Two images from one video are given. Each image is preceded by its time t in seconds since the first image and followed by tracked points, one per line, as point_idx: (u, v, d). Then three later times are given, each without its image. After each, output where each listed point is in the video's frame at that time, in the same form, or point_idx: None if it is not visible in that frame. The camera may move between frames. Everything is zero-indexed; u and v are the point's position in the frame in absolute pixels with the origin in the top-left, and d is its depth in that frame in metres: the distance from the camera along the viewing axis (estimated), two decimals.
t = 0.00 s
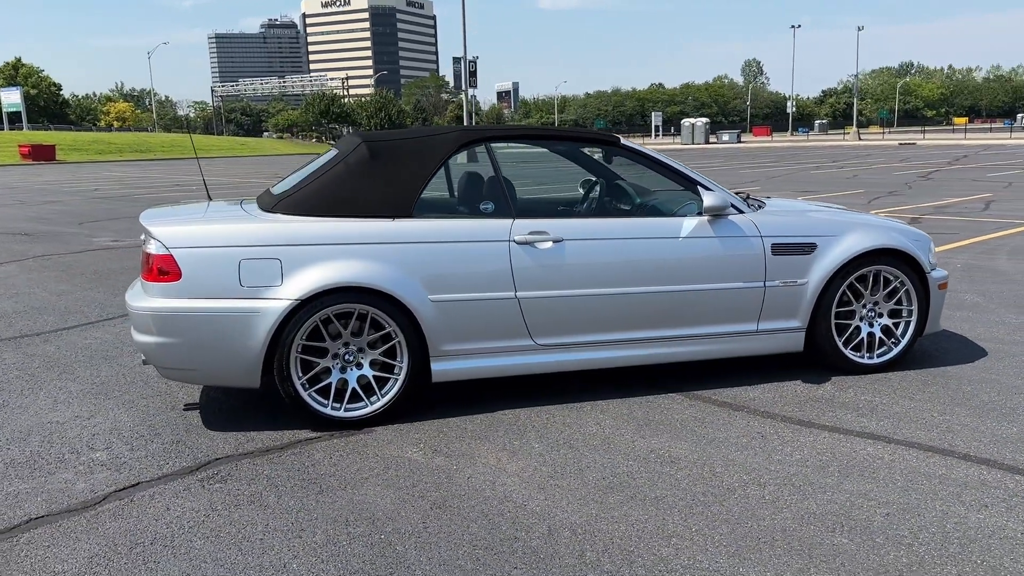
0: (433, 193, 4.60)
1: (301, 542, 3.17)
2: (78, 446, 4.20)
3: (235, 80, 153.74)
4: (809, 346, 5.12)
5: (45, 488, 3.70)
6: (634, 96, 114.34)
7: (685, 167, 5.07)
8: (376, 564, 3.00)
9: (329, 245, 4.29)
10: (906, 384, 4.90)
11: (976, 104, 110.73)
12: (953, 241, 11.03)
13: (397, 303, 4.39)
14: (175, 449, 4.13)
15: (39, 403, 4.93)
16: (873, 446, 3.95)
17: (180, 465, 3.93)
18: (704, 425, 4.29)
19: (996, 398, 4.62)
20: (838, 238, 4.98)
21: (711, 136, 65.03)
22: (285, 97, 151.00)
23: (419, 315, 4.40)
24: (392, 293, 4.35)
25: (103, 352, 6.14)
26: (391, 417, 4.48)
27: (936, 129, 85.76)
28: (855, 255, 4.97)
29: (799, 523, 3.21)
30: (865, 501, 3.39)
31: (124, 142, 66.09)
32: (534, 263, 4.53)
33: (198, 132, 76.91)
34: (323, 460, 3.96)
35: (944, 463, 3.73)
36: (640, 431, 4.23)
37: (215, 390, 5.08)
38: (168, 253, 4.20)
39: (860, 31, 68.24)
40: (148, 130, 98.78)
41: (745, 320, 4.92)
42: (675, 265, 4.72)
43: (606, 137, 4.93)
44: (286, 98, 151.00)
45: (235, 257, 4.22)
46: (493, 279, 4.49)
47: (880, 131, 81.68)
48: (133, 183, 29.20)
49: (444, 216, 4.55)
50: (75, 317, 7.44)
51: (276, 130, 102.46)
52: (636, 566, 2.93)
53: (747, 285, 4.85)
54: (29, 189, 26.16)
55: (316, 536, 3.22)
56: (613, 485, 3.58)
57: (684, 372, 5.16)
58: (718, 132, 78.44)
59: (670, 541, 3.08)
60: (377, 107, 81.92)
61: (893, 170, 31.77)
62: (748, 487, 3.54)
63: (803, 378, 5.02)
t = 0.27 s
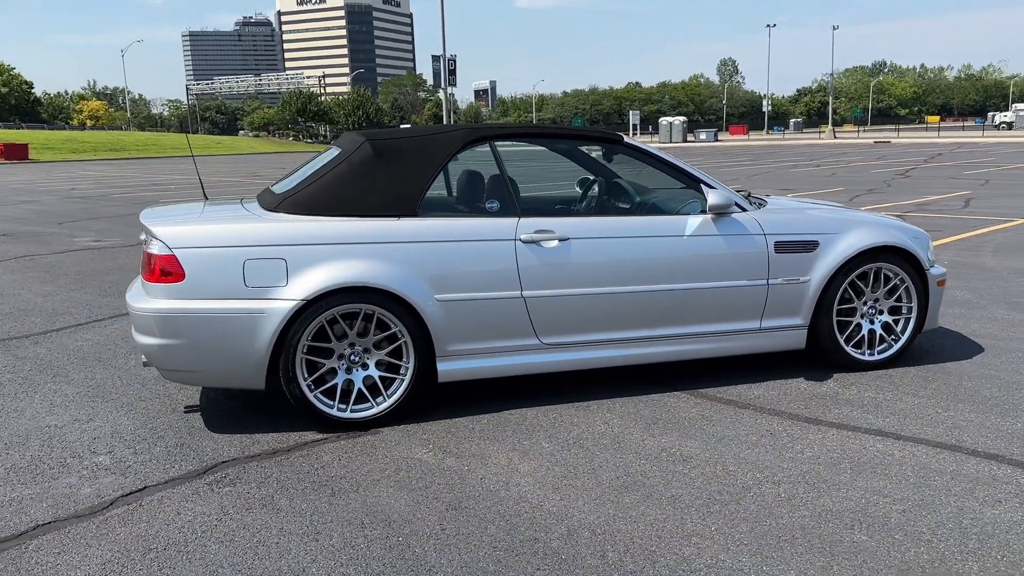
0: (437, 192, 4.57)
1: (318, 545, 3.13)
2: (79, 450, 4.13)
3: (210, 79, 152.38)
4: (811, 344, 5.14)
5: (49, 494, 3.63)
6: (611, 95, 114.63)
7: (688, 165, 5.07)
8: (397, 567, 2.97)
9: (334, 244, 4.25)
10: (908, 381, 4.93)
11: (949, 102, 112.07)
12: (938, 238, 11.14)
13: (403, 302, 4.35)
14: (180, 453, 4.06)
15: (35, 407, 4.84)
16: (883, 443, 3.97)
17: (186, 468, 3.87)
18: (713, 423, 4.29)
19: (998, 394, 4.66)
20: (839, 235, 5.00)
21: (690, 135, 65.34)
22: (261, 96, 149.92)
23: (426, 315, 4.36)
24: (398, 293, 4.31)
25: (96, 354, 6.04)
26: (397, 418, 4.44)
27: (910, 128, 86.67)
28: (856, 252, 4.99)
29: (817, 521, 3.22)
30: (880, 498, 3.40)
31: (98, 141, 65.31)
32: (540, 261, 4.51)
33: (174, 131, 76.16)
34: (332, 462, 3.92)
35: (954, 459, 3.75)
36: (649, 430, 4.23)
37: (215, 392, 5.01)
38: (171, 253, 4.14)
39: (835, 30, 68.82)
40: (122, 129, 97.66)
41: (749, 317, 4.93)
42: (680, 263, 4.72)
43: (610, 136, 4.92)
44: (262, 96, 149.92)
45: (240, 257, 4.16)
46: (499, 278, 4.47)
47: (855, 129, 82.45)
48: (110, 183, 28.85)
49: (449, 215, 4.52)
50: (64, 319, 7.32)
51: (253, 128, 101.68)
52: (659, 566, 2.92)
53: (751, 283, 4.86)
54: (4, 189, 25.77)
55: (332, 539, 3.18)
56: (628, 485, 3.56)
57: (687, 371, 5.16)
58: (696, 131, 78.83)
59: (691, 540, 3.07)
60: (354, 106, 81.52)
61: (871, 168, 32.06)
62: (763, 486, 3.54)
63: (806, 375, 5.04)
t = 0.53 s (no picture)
0: (447, 189, 4.55)
1: (343, 546, 3.10)
2: (87, 452, 4.07)
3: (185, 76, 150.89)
4: (816, 340, 5.17)
5: (61, 497, 3.57)
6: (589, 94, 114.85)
7: (693, 162, 5.08)
8: (425, 567, 2.95)
9: (345, 243, 4.22)
10: (912, 376, 4.98)
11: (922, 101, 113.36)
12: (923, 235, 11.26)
13: (413, 301, 4.33)
14: (190, 454, 4.01)
15: (36, 408, 4.75)
16: (894, 438, 4.00)
17: (199, 470, 3.83)
18: (724, 419, 4.30)
19: (1002, 388, 4.71)
20: (844, 232, 5.03)
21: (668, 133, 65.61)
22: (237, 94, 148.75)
23: (437, 313, 4.34)
24: (409, 291, 4.29)
25: (92, 355, 5.95)
26: (408, 417, 4.41)
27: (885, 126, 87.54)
28: (860, 249, 5.03)
29: (840, 517, 3.23)
30: (899, 493, 3.43)
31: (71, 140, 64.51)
32: (551, 259, 4.50)
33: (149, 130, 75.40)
34: (346, 462, 3.89)
35: (967, 453, 3.79)
36: (662, 427, 4.23)
37: (218, 393, 4.96)
38: (180, 253, 4.09)
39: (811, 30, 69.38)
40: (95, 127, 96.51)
41: (755, 314, 4.95)
42: (688, 260, 4.73)
43: (616, 133, 4.93)
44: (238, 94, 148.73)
45: (250, 255, 4.12)
46: (510, 276, 4.45)
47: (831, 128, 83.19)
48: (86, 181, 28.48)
49: (459, 213, 4.50)
50: (54, 319, 7.20)
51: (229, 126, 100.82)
52: (688, 563, 2.92)
53: (757, 280, 4.88)
54: None
55: (356, 539, 3.15)
56: (648, 482, 3.57)
57: (693, 368, 5.17)
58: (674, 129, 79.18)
59: (718, 537, 3.08)
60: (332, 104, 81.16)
61: (849, 166, 32.38)
62: (782, 482, 3.55)
63: (811, 371, 5.07)
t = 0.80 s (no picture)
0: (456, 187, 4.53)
1: (367, 547, 3.08)
2: (95, 455, 4.01)
3: (159, 74, 149.26)
4: (819, 337, 5.21)
5: (73, 501, 3.51)
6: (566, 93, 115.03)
7: (698, 162, 5.11)
8: (453, 567, 2.93)
9: (356, 242, 4.19)
10: (914, 372, 5.03)
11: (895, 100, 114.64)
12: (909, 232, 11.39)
13: (424, 300, 4.30)
14: (201, 456, 3.97)
15: (37, 411, 4.68)
16: (905, 434, 4.04)
17: (211, 472, 3.78)
18: (735, 417, 4.32)
19: (1004, 383, 4.77)
20: (846, 230, 5.08)
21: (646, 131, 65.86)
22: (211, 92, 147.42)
23: (448, 312, 4.32)
24: (420, 290, 4.26)
25: (88, 356, 5.87)
26: (418, 417, 4.39)
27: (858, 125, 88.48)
28: (863, 247, 5.07)
29: (860, 513, 3.26)
30: (916, 488, 3.46)
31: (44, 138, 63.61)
32: (560, 258, 4.50)
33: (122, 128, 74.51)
34: (361, 462, 3.86)
35: (978, 448, 3.83)
36: (674, 424, 4.24)
37: (222, 394, 4.91)
38: (189, 252, 4.03)
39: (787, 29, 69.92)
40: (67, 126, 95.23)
41: (760, 312, 4.98)
42: (695, 258, 4.75)
43: (623, 132, 4.94)
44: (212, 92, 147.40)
45: (260, 255, 4.08)
46: (520, 275, 4.44)
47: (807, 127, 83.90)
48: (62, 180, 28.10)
49: (469, 211, 4.49)
50: (45, 320, 7.09)
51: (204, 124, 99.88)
52: (716, 561, 2.92)
53: (763, 278, 4.91)
54: None
55: (380, 540, 3.13)
56: (666, 480, 3.57)
57: (698, 366, 5.19)
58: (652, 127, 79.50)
59: (742, 534, 3.09)
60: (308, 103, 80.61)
61: (828, 165, 32.66)
62: (799, 478, 3.57)
63: (815, 368, 5.10)
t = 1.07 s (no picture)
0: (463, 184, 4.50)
1: (388, 547, 3.05)
2: (99, 457, 3.94)
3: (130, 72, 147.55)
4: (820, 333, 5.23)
5: (82, 504, 3.45)
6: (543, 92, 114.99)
7: (702, 158, 5.08)
8: (477, 566, 2.91)
9: (363, 240, 4.15)
10: (915, 367, 5.07)
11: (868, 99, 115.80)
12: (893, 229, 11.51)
13: (432, 298, 4.27)
14: (209, 457, 3.91)
15: (34, 413, 4.59)
16: (913, 428, 4.07)
17: (221, 473, 3.73)
18: (743, 412, 4.33)
19: (1004, 377, 4.83)
20: (848, 226, 5.11)
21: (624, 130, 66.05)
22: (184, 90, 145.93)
23: (456, 309, 4.29)
24: (428, 288, 4.23)
25: (81, 357, 5.77)
26: (425, 415, 4.36)
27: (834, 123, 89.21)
28: (863, 243, 5.11)
29: (878, 507, 3.27)
30: (929, 482, 3.48)
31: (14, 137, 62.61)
32: (567, 254, 4.48)
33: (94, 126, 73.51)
34: (373, 461, 3.82)
35: (987, 442, 3.87)
36: (683, 421, 4.25)
37: (223, 393, 4.84)
38: (195, 250, 3.97)
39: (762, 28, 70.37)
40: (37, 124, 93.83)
41: (764, 308, 5.00)
42: (700, 254, 4.75)
43: (628, 128, 4.89)
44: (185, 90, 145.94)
45: (267, 252, 4.03)
46: (527, 272, 4.42)
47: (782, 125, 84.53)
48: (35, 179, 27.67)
49: (476, 208, 4.46)
50: (33, 321, 6.97)
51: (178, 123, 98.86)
52: (741, 556, 2.93)
53: (767, 274, 4.92)
54: None
55: (400, 539, 3.10)
56: (682, 477, 3.57)
57: (701, 362, 5.20)
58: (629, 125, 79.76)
59: (764, 530, 3.10)
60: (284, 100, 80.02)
61: (806, 163, 32.93)
62: (814, 473, 3.58)
63: (817, 364, 5.13)
